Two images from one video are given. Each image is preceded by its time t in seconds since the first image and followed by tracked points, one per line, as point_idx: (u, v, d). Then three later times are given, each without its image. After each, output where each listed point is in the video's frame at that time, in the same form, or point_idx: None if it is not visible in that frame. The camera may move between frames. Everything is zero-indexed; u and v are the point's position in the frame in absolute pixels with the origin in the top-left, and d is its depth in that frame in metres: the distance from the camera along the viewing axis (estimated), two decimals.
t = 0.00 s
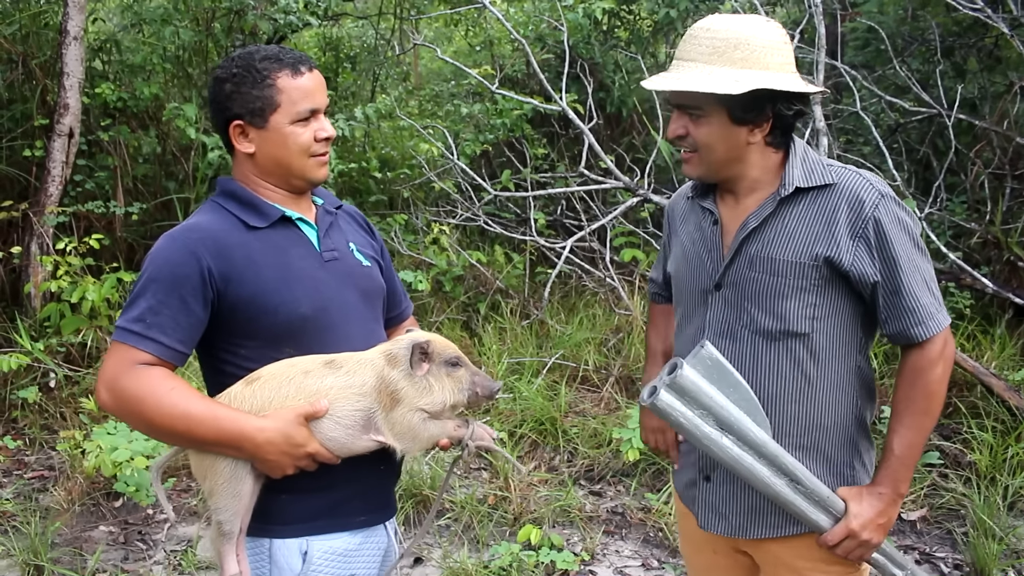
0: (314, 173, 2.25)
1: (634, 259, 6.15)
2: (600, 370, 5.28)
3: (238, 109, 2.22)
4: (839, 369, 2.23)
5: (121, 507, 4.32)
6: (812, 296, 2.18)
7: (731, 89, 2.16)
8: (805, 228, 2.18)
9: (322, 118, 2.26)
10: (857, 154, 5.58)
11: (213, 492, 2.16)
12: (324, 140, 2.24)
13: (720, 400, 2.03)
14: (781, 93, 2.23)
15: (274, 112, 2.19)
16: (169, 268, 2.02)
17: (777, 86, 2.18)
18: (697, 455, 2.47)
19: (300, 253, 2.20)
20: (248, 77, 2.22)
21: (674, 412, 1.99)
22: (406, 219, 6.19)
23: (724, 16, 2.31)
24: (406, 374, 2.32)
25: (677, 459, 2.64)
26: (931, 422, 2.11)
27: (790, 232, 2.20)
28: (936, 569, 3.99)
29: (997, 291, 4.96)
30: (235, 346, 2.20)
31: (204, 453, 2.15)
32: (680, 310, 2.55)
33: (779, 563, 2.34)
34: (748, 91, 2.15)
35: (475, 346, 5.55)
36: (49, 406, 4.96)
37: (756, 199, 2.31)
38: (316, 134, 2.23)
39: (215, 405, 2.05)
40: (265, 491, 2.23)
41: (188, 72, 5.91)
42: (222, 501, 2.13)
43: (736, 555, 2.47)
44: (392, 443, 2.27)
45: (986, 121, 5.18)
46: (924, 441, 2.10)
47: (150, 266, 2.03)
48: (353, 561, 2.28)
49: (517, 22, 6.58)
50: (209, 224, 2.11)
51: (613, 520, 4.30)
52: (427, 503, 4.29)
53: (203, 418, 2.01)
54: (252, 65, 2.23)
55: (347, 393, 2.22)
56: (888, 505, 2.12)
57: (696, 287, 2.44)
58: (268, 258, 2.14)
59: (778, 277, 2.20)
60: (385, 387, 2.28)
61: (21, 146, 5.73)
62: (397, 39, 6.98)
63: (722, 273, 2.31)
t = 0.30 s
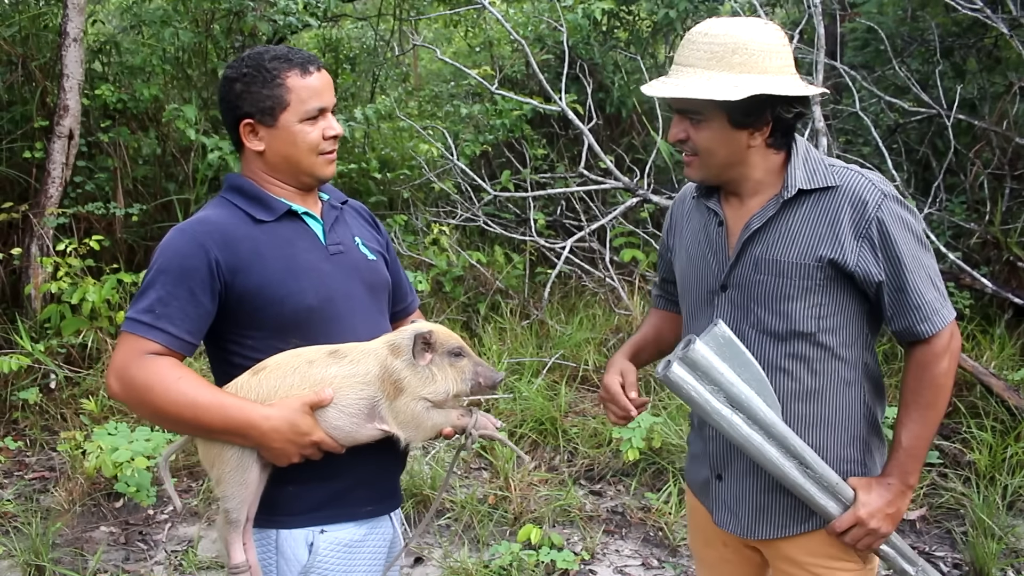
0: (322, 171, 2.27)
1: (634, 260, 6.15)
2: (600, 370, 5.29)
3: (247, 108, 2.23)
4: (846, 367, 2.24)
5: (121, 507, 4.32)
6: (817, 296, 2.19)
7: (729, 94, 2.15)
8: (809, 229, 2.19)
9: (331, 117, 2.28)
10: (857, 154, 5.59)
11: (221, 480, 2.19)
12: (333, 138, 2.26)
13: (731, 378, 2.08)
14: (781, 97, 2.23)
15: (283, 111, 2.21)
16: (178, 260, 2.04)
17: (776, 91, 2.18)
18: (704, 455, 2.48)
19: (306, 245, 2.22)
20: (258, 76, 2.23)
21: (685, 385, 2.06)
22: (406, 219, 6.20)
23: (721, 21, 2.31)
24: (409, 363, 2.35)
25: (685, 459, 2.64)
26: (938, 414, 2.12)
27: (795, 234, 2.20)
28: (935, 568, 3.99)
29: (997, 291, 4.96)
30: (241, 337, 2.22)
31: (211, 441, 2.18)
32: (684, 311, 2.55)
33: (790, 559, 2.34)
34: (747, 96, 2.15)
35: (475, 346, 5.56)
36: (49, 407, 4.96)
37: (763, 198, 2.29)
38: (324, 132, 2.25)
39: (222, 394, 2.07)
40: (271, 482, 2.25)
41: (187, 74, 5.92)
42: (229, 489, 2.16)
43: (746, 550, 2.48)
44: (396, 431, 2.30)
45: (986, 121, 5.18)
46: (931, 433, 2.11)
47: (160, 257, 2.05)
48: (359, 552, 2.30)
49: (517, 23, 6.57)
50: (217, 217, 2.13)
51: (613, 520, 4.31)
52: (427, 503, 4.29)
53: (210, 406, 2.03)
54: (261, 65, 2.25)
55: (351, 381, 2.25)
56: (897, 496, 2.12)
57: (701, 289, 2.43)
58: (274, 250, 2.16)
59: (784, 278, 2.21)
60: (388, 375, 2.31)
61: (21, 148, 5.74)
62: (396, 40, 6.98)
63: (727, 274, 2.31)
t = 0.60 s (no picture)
0: (335, 176, 2.30)
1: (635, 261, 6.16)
2: (601, 371, 5.30)
3: (264, 114, 2.25)
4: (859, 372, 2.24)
5: (124, 510, 4.33)
6: (834, 304, 2.17)
7: (737, 95, 2.12)
8: (828, 236, 2.16)
9: (346, 124, 2.30)
10: (857, 153, 5.60)
11: (235, 469, 2.19)
12: (347, 145, 2.29)
13: (722, 394, 2.10)
14: (794, 97, 2.19)
15: (298, 118, 2.23)
16: (197, 254, 2.06)
17: (787, 90, 2.14)
18: (713, 453, 2.47)
19: (321, 242, 2.25)
20: (276, 84, 2.25)
21: (678, 404, 2.09)
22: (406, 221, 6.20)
23: (732, 20, 2.27)
24: (419, 355, 2.37)
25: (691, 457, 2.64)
26: (950, 420, 2.11)
27: (813, 241, 2.18)
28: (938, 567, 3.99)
29: (998, 289, 4.97)
30: (257, 330, 2.24)
31: (225, 429, 2.19)
32: (697, 309, 2.54)
33: (799, 557, 2.35)
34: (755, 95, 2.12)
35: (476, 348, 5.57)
36: (52, 410, 4.97)
37: (783, 199, 2.27)
38: (339, 139, 2.27)
39: (238, 383, 2.08)
40: (282, 474, 2.28)
41: (189, 76, 5.96)
42: (243, 477, 2.16)
43: (752, 549, 2.49)
44: (407, 421, 2.31)
45: (986, 120, 5.18)
46: (942, 440, 2.10)
47: (179, 252, 2.07)
48: (368, 544, 2.34)
49: (517, 24, 6.57)
50: (234, 213, 2.16)
51: (615, 521, 4.31)
52: (430, 504, 4.29)
53: (227, 395, 2.04)
54: (278, 72, 2.27)
55: (363, 371, 2.26)
56: (902, 500, 2.12)
57: (715, 289, 2.42)
58: (290, 247, 2.18)
59: (801, 285, 2.19)
60: (399, 366, 2.32)
61: (23, 151, 5.75)
62: (397, 42, 6.99)
63: (744, 278, 2.30)
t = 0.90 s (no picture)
0: (356, 175, 2.32)
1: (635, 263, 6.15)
2: (602, 373, 5.30)
3: (288, 114, 2.27)
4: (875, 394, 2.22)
5: (125, 511, 4.33)
6: (855, 331, 2.14)
7: (778, 127, 2.02)
8: (857, 264, 2.11)
9: (367, 126, 2.32)
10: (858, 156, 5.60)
11: (250, 454, 2.23)
12: (368, 146, 2.30)
13: (706, 382, 2.13)
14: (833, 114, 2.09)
15: (320, 118, 2.25)
16: (219, 245, 2.08)
17: (829, 112, 2.03)
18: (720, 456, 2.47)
19: (340, 240, 2.27)
20: (300, 85, 2.27)
21: (660, 387, 2.12)
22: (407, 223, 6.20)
23: (756, 36, 2.14)
24: (430, 352, 2.40)
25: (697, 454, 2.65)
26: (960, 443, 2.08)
27: (839, 267, 2.14)
28: (938, 570, 3.99)
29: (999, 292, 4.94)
30: (273, 323, 2.27)
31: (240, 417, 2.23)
32: (715, 310, 2.52)
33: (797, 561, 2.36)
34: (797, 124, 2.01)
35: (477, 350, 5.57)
36: (53, 410, 4.97)
37: (820, 216, 2.21)
38: (360, 140, 2.29)
39: (254, 370, 2.10)
40: (290, 465, 2.30)
41: (190, 78, 5.95)
42: (254, 464, 2.19)
43: (756, 552, 2.49)
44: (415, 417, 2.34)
45: (987, 123, 5.19)
46: (944, 455, 2.08)
47: (202, 243, 2.10)
48: (375, 536, 2.35)
49: (518, 26, 6.57)
50: (256, 208, 2.18)
51: (616, 523, 4.31)
52: (430, 506, 4.29)
53: (243, 381, 2.06)
54: (303, 72, 2.29)
55: (375, 365, 2.29)
56: (885, 503, 2.12)
57: (735, 297, 2.39)
58: (309, 242, 2.21)
59: (823, 310, 2.16)
60: (410, 363, 2.36)
61: (24, 152, 5.76)
62: (398, 44, 7.00)
63: (765, 293, 2.27)
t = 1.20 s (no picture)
0: (377, 178, 2.36)
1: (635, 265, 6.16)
2: (602, 374, 5.31)
3: (312, 116, 2.34)
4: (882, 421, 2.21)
5: (126, 512, 4.33)
6: (859, 366, 2.12)
7: (803, 191, 1.91)
8: (865, 303, 2.07)
9: (389, 130, 2.36)
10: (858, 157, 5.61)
11: (258, 439, 2.26)
12: (389, 149, 2.35)
13: (692, 388, 1.94)
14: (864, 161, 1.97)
15: (342, 122, 2.30)
16: (245, 234, 2.12)
17: (856, 168, 1.91)
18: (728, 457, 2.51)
19: (359, 240, 2.31)
20: (324, 88, 2.33)
21: (646, 394, 1.89)
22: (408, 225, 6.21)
23: (776, 80, 1.98)
24: (439, 353, 2.43)
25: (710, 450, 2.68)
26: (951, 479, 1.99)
27: (849, 300, 2.10)
28: (938, 571, 3.99)
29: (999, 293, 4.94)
30: (288, 314, 2.30)
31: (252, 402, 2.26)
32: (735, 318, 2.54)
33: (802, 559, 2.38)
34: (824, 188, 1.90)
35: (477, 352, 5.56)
36: (54, 413, 4.97)
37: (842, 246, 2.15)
38: (381, 143, 2.33)
39: (268, 357, 2.13)
40: (296, 454, 2.33)
41: (190, 80, 5.95)
42: (262, 448, 2.23)
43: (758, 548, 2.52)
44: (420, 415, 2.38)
45: (986, 125, 5.19)
46: (937, 489, 1.99)
47: (229, 231, 2.13)
48: (377, 528, 2.38)
49: (518, 28, 6.57)
50: (282, 202, 2.23)
51: (616, 524, 4.31)
52: (430, 508, 4.29)
53: (256, 367, 2.09)
54: (330, 76, 2.35)
55: (386, 361, 2.32)
56: (861, 528, 2.05)
57: (751, 309, 2.41)
58: (330, 238, 2.25)
59: (828, 342, 2.15)
60: (419, 362, 2.39)
61: (25, 155, 5.77)
62: (398, 46, 7.00)
63: (775, 316, 2.27)
